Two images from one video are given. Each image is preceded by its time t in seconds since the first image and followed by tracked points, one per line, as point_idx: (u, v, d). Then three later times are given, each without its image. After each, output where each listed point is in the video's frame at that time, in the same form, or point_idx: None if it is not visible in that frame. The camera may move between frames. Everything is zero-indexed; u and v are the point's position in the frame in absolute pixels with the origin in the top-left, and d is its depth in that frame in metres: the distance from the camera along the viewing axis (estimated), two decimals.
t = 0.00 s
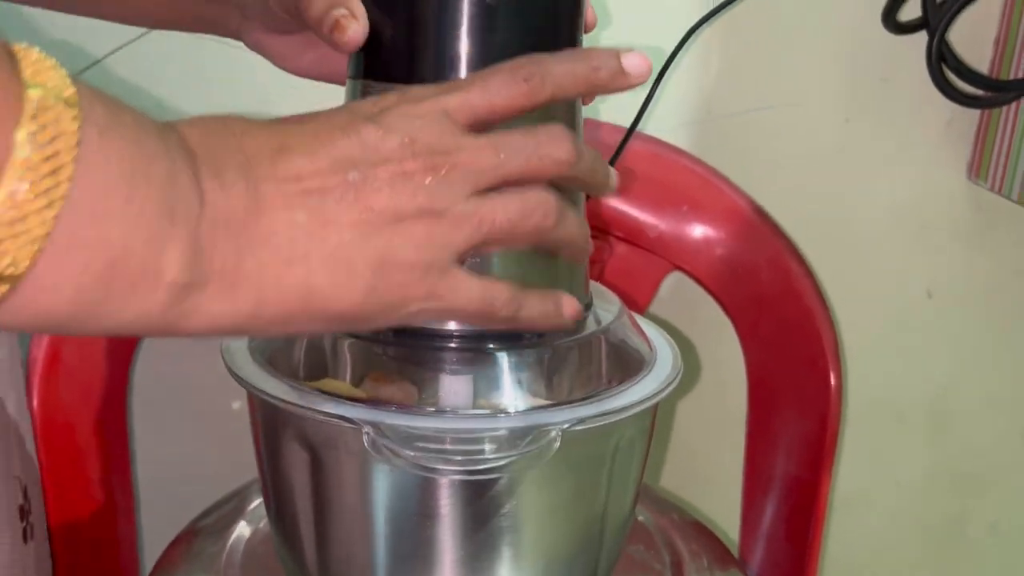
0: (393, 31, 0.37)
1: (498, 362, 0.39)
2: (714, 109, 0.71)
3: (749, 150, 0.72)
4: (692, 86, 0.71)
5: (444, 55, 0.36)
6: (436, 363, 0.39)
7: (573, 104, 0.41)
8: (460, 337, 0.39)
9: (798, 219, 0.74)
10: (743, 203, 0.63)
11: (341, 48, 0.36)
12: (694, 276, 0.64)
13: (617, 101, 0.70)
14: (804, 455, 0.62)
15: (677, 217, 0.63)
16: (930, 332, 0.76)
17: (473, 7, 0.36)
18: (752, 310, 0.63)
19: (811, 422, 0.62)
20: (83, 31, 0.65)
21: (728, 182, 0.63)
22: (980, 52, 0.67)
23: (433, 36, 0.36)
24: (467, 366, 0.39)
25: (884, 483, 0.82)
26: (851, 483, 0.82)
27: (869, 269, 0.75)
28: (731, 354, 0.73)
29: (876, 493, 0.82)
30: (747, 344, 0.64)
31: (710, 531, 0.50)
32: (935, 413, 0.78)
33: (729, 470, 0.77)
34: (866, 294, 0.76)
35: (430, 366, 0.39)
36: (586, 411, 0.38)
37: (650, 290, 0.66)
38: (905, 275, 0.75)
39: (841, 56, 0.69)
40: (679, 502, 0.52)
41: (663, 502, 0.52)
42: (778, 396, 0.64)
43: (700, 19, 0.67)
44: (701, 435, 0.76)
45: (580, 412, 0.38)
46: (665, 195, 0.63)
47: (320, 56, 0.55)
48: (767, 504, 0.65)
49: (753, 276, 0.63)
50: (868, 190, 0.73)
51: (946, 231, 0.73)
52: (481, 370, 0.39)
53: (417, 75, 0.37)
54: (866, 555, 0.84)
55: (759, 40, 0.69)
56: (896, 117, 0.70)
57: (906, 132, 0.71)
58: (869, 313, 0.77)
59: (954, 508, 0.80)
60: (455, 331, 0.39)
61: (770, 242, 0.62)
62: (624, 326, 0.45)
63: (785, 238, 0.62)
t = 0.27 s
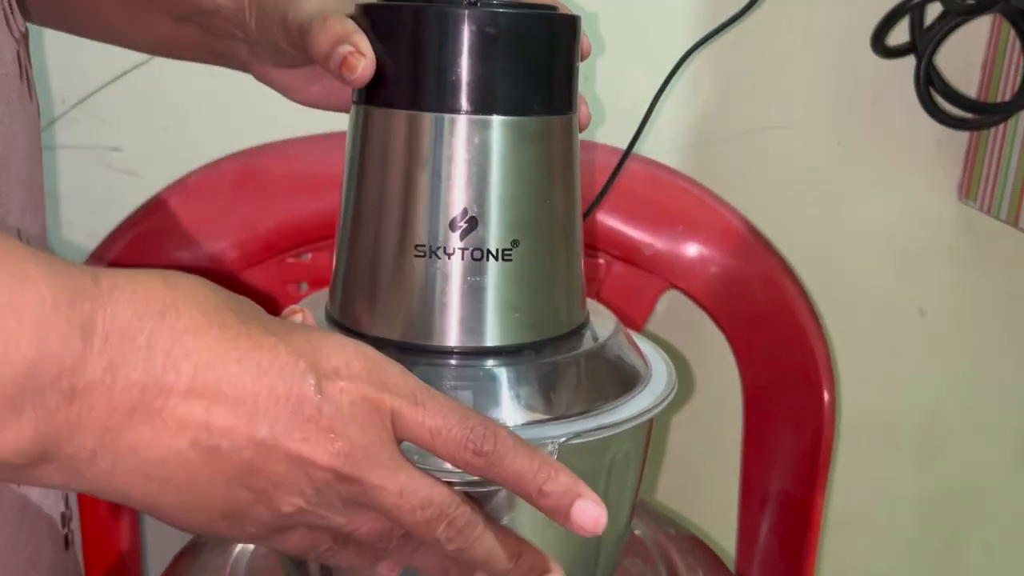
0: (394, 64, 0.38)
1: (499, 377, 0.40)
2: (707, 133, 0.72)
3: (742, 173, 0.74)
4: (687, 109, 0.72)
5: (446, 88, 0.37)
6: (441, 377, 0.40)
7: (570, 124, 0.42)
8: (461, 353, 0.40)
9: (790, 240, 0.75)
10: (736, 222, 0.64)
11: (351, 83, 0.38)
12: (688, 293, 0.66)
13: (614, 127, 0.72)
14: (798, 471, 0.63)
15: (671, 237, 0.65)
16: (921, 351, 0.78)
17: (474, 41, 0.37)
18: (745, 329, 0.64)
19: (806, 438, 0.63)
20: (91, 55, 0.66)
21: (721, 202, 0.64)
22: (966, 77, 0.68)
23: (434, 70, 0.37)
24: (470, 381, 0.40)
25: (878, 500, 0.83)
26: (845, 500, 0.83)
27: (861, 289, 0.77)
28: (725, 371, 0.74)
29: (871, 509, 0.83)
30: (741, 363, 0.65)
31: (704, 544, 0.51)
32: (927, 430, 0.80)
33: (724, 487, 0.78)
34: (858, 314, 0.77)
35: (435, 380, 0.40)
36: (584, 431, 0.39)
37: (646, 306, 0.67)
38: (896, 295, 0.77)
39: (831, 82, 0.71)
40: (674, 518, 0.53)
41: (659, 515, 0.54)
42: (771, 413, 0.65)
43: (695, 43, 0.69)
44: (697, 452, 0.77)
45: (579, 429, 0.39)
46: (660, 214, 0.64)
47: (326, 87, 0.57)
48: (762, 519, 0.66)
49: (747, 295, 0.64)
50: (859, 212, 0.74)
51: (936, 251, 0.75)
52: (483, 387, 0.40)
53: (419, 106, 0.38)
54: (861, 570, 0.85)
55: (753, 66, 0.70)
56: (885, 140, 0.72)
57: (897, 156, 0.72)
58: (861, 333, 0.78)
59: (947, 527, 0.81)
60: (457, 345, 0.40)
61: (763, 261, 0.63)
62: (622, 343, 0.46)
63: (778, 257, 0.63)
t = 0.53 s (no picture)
0: (395, 66, 0.39)
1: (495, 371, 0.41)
2: (694, 138, 0.73)
3: (729, 178, 0.74)
4: (675, 112, 0.73)
5: (445, 89, 0.38)
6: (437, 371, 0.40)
7: (565, 126, 0.42)
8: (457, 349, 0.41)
9: (776, 245, 0.76)
10: (721, 226, 0.65)
11: (358, 89, 0.38)
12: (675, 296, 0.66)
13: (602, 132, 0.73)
14: (783, 472, 0.64)
15: (657, 240, 0.65)
16: (907, 356, 0.78)
17: (472, 43, 0.37)
18: (731, 330, 0.65)
19: (789, 438, 0.64)
20: (83, 59, 0.67)
21: (706, 206, 0.65)
22: (949, 83, 0.69)
23: (433, 71, 0.38)
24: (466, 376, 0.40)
25: (866, 505, 0.83)
26: (833, 503, 0.83)
27: (847, 293, 0.77)
28: (712, 374, 0.75)
29: (858, 513, 0.83)
30: (727, 364, 0.66)
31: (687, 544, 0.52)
32: (914, 435, 0.80)
33: (712, 491, 0.79)
34: (843, 318, 0.78)
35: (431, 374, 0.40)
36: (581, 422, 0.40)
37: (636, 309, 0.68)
38: (882, 300, 0.77)
39: (816, 88, 0.72)
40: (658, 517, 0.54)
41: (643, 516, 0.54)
42: (757, 414, 0.65)
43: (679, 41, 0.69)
44: (685, 455, 0.78)
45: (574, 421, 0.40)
46: (646, 218, 0.65)
47: (315, 87, 0.58)
48: (748, 520, 0.66)
49: (732, 298, 0.65)
50: (844, 217, 0.75)
51: (921, 257, 0.76)
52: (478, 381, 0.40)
53: (421, 109, 0.39)
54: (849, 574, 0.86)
55: (739, 70, 0.71)
56: (870, 146, 0.73)
57: (881, 159, 0.73)
58: (847, 337, 0.79)
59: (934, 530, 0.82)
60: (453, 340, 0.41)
61: (748, 264, 0.64)
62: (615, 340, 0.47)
63: (762, 260, 0.64)
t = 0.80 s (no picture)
0: (386, 55, 0.39)
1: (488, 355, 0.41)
2: (684, 135, 0.74)
3: (719, 175, 0.75)
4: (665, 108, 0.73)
5: (435, 77, 0.39)
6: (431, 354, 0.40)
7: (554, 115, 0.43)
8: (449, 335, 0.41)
9: (767, 241, 0.77)
10: (710, 219, 0.65)
11: (352, 80, 0.39)
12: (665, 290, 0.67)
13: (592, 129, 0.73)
14: (771, 465, 0.64)
15: (647, 234, 0.66)
16: (896, 351, 0.79)
17: (461, 29, 0.38)
18: (720, 323, 0.66)
19: (778, 431, 0.64)
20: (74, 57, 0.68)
21: (695, 200, 0.66)
22: (936, 79, 0.70)
23: (424, 60, 0.39)
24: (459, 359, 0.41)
25: (857, 499, 0.84)
26: (825, 498, 0.84)
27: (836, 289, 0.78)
28: (702, 368, 0.76)
29: (849, 508, 0.84)
30: (717, 357, 0.66)
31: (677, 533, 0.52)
32: (904, 430, 0.81)
33: (703, 485, 0.79)
34: (832, 314, 0.79)
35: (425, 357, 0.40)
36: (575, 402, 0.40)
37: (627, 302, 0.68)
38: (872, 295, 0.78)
39: (804, 85, 0.72)
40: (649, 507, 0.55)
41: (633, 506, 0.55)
42: (746, 407, 0.66)
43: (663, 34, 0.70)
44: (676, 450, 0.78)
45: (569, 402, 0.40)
46: (635, 212, 0.66)
47: (299, 80, 0.58)
48: (737, 513, 0.67)
49: (721, 291, 0.65)
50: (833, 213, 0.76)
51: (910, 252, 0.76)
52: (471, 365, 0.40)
53: (410, 96, 0.39)
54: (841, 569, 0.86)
55: (728, 67, 0.72)
56: (858, 142, 0.74)
57: (869, 155, 0.74)
58: (837, 333, 0.79)
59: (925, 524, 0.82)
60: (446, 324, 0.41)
61: (737, 258, 0.65)
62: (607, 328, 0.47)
63: (751, 254, 0.65)
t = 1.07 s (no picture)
0: (375, 56, 0.39)
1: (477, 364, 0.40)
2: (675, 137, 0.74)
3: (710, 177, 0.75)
4: (657, 111, 0.73)
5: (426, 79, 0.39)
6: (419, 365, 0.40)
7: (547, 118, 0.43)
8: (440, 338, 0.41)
9: (759, 243, 0.77)
10: (702, 222, 0.65)
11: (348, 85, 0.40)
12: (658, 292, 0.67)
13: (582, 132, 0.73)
14: (765, 467, 0.64)
15: (638, 237, 0.66)
16: (889, 352, 0.79)
17: (451, 29, 0.38)
18: (713, 325, 0.65)
19: (770, 434, 0.64)
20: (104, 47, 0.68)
21: (687, 202, 0.65)
22: (925, 80, 0.70)
23: (412, 60, 0.39)
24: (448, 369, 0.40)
25: (851, 502, 0.84)
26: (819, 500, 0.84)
27: (829, 291, 0.78)
28: (694, 370, 0.76)
29: (844, 511, 0.84)
30: (709, 359, 0.66)
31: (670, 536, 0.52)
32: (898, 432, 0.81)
33: (696, 488, 0.79)
34: (825, 315, 0.79)
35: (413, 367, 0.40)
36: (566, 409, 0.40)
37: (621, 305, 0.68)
38: (864, 297, 0.78)
39: (794, 86, 0.72)
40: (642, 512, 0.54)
41: (626, 510, 0.55)
42: (740, 408, 0.66)
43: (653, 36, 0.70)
44: (670, 453, 0.78)
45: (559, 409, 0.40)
46: (628, 215, 0.66)
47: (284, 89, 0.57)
48: (730, 516, 0.67)
49: (713, 293, 0.65)
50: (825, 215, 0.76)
51: (903, 254, 0.76)
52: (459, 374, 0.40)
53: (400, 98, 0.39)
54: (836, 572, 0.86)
55: (720, 69, 0.72)
56: (848, 144, 0.74)
57: (860, 157, 0.74)
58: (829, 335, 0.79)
59: (917, 528, 0.81)
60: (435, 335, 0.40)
61: (729, 260, 0.64)
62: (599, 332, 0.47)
63: (744, 257, 0.64)
